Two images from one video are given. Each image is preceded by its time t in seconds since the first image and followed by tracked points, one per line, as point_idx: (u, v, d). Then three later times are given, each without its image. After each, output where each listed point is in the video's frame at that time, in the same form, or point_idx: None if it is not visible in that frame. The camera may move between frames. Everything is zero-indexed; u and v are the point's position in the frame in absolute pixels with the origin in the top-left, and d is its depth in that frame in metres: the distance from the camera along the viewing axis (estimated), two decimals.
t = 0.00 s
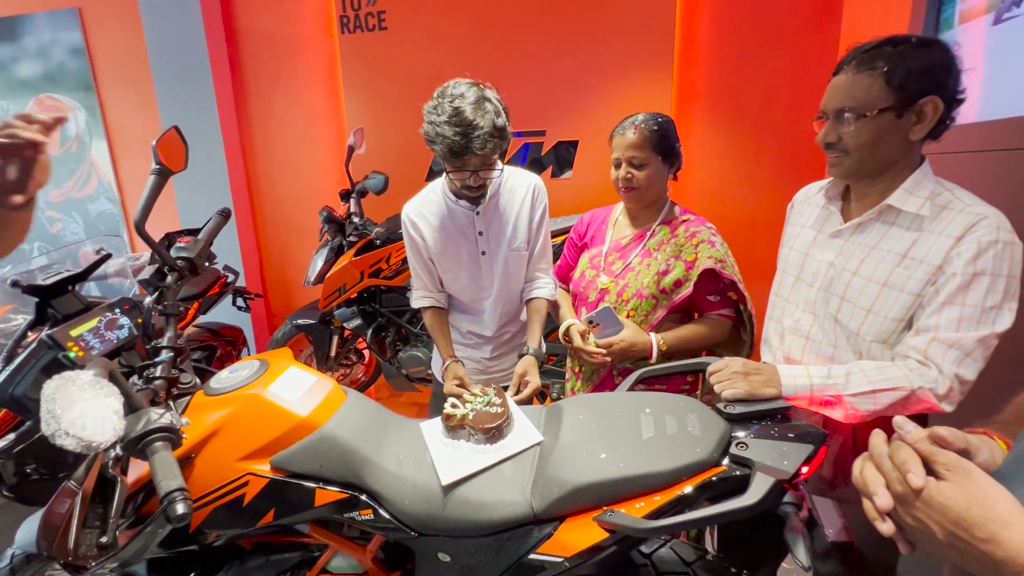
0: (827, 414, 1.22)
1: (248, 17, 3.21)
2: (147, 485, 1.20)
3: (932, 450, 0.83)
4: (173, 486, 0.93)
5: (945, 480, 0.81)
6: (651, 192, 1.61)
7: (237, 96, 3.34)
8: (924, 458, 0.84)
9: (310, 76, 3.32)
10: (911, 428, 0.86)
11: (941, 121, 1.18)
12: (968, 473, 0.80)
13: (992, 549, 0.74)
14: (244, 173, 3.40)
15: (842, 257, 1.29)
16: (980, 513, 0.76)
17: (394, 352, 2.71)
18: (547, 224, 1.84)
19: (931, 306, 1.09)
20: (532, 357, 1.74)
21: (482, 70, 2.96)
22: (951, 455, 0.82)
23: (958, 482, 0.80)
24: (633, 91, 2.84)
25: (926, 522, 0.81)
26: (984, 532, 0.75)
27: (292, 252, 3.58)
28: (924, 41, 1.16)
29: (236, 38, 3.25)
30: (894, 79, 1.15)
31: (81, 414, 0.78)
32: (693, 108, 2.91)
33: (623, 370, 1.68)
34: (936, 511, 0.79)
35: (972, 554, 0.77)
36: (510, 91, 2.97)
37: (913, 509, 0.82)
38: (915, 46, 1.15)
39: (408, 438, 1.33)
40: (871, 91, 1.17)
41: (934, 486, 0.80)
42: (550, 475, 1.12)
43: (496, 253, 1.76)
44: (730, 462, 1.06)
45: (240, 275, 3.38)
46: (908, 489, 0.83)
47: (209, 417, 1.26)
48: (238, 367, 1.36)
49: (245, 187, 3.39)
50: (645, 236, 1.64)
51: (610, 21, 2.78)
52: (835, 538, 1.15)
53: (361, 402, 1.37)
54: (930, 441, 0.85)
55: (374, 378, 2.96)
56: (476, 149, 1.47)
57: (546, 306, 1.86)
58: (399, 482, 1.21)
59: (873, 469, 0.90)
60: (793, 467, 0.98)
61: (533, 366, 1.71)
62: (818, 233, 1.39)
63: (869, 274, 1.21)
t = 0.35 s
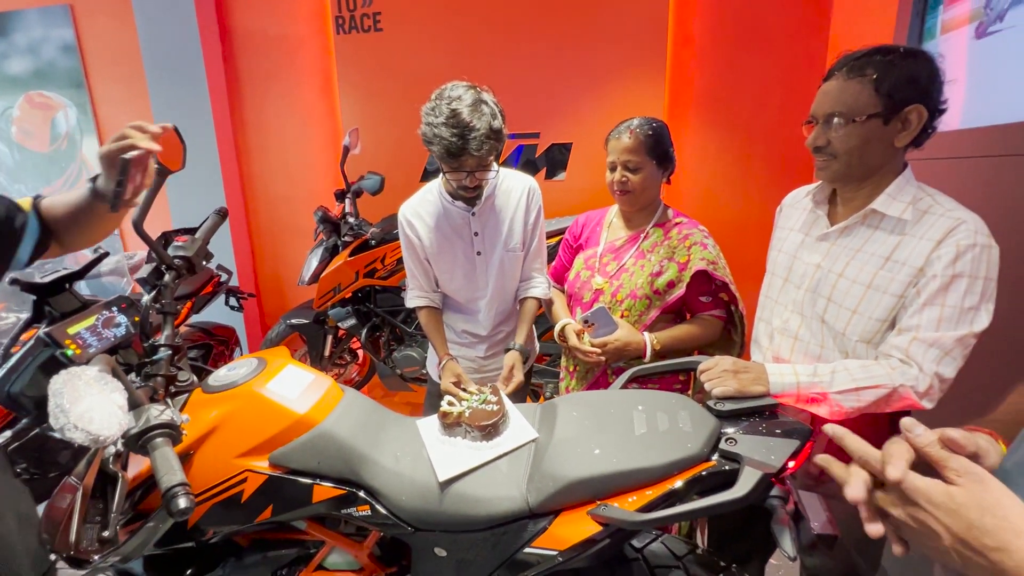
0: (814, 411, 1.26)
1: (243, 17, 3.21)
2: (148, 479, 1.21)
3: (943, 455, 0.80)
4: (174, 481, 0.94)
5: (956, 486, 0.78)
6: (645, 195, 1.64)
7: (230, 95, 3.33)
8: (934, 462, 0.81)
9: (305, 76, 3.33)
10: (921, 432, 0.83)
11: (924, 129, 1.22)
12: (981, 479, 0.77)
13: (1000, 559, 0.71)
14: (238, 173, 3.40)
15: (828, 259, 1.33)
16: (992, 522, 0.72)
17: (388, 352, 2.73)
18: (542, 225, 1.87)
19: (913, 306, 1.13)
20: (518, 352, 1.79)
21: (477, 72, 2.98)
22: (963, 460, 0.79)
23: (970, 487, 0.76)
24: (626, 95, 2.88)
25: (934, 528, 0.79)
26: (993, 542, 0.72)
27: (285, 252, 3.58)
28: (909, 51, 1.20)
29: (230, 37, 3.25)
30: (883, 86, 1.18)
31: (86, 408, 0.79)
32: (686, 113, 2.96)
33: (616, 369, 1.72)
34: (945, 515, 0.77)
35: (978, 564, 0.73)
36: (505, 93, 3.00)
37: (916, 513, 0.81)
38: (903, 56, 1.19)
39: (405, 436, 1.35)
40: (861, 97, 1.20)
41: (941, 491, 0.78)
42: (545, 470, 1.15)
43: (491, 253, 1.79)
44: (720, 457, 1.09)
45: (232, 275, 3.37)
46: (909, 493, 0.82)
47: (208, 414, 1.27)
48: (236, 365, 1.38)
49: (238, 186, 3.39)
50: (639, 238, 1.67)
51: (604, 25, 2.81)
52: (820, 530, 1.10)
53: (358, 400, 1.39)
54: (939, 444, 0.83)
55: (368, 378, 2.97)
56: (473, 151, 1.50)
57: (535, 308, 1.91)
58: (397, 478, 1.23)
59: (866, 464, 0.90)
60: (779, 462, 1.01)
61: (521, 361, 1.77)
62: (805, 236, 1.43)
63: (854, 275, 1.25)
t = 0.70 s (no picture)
0: (802, 408, 1.30)
1: (239, 15, 3.21)
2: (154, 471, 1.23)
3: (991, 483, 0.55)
4: (179, 475, 0.95)
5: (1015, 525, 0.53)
6: (640, 197, 1.68)
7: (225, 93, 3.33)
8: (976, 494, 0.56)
9: (300, 76, 3.34)
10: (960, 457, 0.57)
11: (911, 137, 1.27)
12: None
13: None
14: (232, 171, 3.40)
15: (818, 260, 1.37)
16: None
17: (383, 351, 2.75)
18: (539, 227, 1.90)
19: (897, 306, 1.17)
20: (499, 350, 1.79)
21: (473, 74, 3.01)
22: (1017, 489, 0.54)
23: None
24: (619, 98, 2.92)
25: None
26: None
27: (279, 251, 3.58)
28: (899, 60, 1.24)
29: (226, 36, 3.25)
30: (874, 93, 1.23)
31: (98, 401, 0.86)
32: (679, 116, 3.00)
33: (611, 367, 1.75)
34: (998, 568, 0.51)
35: None
36: (500, 95, 3.02)
37: (968, 565, 0.53)
38: (893, 65, 1.23)
39: (404, 432, 1.37)
40: (853, 102, 1.25)
41: (1000, 531, 0.51)
42: (542, 465, 1.17)
43: (488, 254, 1.81)
44: (712, 452, 1.12)
45: (226, 273, 3.37)
46: (954, 543, 0.54)
47: (209, 410, 1.29)
48: (237, 362, 1.39)
49: (232, 185, 3.39)
50: (634, 239, 1.71)
51: (599, 29, 2.85)
52: (807, 523, 1.15)
53: (357, 397, 1.41)
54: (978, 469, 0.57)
55: (362, 377, 2.98)
56: (475, 156, 1.53)
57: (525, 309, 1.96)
58: (396, 474, 1.25)
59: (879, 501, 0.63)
60: (769, 455, 1.05)
61: (499, 358, 1.77)
62: (796, 237, 1.47)
63: (842, 276, 1.29)
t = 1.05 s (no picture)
0: (798, 404, 1.32)
1: (238, 16, 3.22)
2: (156, 466, 1.23)
3: None
4: (185, 468, 0.95)
5: None
6: (638, 198, 1.70)
7: (223, 93, 3.33)
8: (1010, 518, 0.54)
9: (299, 76, 3.35)
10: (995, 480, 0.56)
11: (904, 140, 1.30)
12: None
13: None
14: (229, 171, 3.39)
15: (813, 260, 1.40)
16: None
17: (381, 351, 2.76)
18: (538, 227, 1.92)
19: (891, 305, 1.20)
20: (499, 350, 1.80)
21: (471, 76, 3.03)
22: None
23: None
24: (616, 101, 2.95)
25: None
26: None
27: (276, 251, 3.57)
28: (892, 66, 1.27)
29: (224, 36, 3.25)
30: (868, 98, 1.26)
31: (107, 394, 0.87)
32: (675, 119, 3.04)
33: (609, 366, 1.77)
34: None
35: None
36: (499, 97, 3.05)
37: None
38: (887, 70, 1.27)
39: (405, 429, 1.38)
40: (847, 106, 1.27)
41: None
42: (543, 460, 1.19)
43: (487, 253, 1.83)
44: (710, 447, 1.14)
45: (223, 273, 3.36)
46: (981, 563, 0.55)
47: (211, 407, 1.29)
48: (239, 359, 1.40)
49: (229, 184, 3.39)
50: (632, 240, 1.73)
51: (596, 33, 2.88)
52: (802, 517, 1.12)
53: (358, 394, 1.42)
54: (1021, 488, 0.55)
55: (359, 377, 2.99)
56: (477, 154, 1.55)
57: (524, 309, 1.97)
58: (397, 469, 1.26)
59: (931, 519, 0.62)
60: (766, 450, 1.07)
61: (500, 358, 1.78)
62: (792, 238, 1.49)
63: (837, 276, 1.32)
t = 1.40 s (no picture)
0: (795, 406, 1.32)
1: (234, 15, 3.21)
2: (151, 466, 1.21)
3: None
4: (181, 468, 0.94)
5: None
6: (637, 200, 1.70)
7: (219, 92, 3.31)
8: None
9: (296, 76, 3.34)
10: None
11: (899, 143, 1.31)
12: None
13: None
14: (224, 170, 3.37)
15: (811, 262, 1.40)
16: None
17: (377, 352, 2.75)
18: (536, 228, 1.92)
19: (887, 307, 1.21)
20: (496, 350, 1.80)
21: (469, 77, 3.03)
22: None
23: None
24: (614, 103, 2.96)
25: None
26: None
27: (271, 252, 3.56)
28: (888, 70, 1.28)
29: (221, 35, 3.23)
30: (864, 101, 1.26)
31: (106, 392, 0.86)
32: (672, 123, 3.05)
33: (607, 367, 1.77)
34: None
35: None
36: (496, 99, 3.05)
37: None
38: (883, 74, 1.28)
39: (403, 429, 1.37)
40: (843, 109, 1.28)
41: None
42: (543, 461, 1.19)
43: (484, 254, 1.83)
44: (709, 448, 1.15)
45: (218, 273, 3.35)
46: None
47: (207, 406, 1.28)
48: (235, 359, 1.39)
49: (224, 183, 3.37)
50: (629, 241, 1.74)
51: (593, 36, 2.89)
52: (800, 518, 1.13)
53: (355, 394, 1.41)
54: None
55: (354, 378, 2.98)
56: (476, 154, 1.55)
57: (522, 310, 1.97)
58: (395, 470, 1.26)
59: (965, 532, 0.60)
60: (765, 451, 1.08)
61: (497, 358, 1.78)
62: (789, 240, 1.50)
63: (834, 278, 1.32)
